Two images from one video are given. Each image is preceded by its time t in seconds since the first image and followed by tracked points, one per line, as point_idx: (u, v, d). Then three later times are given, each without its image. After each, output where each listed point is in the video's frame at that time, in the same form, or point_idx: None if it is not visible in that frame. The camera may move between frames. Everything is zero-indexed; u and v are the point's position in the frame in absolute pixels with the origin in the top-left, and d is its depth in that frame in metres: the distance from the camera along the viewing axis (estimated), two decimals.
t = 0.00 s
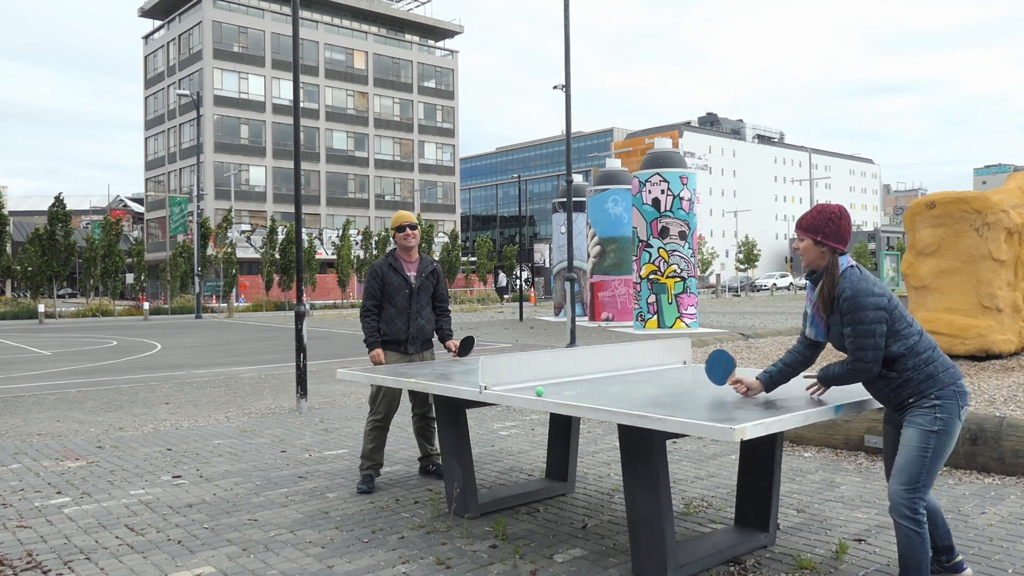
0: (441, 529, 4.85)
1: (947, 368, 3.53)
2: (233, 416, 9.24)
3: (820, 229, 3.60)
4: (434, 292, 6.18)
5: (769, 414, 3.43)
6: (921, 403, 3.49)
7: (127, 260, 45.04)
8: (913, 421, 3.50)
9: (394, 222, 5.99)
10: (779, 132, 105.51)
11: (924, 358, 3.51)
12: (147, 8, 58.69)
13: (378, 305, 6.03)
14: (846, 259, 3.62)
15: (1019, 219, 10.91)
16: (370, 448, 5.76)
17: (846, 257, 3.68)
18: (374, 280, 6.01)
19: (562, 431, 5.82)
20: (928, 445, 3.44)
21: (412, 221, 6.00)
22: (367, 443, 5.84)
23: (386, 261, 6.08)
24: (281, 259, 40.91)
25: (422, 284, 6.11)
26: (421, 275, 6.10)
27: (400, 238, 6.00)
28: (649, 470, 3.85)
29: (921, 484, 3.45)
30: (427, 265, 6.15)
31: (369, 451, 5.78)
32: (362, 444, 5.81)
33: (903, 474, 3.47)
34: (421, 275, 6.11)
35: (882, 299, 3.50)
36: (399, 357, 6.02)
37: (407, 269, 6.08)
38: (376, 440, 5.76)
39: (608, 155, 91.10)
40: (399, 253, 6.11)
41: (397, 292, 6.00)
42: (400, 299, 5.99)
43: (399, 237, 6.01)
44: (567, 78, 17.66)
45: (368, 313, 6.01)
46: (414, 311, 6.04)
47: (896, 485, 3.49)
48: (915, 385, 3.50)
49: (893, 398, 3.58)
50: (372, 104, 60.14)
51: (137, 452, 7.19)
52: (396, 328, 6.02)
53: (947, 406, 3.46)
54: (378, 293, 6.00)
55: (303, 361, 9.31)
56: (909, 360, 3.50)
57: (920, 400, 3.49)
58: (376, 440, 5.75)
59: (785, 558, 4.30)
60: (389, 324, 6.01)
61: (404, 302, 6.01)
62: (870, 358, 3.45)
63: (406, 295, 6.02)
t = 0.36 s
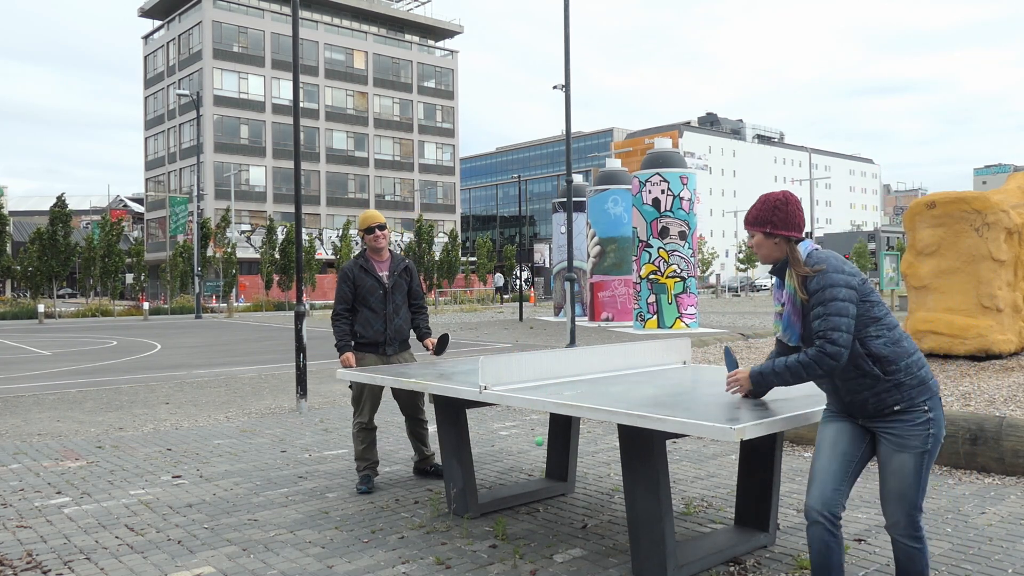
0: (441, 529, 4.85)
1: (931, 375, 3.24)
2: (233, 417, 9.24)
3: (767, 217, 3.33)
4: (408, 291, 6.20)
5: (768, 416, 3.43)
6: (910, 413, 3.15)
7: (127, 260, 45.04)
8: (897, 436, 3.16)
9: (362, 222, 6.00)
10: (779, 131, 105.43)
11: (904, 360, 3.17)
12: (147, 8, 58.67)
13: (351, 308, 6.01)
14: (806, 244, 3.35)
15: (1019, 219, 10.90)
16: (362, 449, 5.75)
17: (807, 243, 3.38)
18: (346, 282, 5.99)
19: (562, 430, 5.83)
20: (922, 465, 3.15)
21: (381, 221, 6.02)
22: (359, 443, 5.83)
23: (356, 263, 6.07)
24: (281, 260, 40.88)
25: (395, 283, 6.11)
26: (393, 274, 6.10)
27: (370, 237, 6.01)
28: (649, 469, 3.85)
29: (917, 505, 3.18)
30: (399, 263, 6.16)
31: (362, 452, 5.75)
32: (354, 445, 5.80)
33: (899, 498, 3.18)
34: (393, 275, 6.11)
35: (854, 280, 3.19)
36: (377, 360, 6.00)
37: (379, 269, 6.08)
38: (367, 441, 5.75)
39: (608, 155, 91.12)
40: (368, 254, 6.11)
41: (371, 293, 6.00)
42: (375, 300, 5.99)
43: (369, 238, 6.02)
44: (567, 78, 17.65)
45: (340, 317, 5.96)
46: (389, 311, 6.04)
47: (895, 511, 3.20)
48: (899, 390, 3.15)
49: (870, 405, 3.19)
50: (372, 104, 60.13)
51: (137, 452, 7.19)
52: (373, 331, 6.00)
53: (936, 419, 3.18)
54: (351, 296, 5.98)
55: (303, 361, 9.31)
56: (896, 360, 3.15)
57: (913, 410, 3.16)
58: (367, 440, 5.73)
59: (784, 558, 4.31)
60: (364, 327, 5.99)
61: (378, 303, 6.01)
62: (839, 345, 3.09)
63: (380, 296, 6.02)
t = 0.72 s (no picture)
0: (441, 529, 4.85)
1: (847, 384, 3.03)
2: (233, 416, 9.25)
3: (675, 223, 3.15)
4: (402, 290, 6.21)
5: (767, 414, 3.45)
6: (810, 419, 2.98)
7: (126, 260, 45.02)
8: (795, 440, 3.00)
9: (353, 222, 5.99)
10: (779, 131, 105.36)
11: (817, 366, 3.00)
12: (147, 9, 58.69)
13: (345, 309, 5.99)
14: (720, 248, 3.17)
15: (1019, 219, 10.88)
16: (361, 449, 5.74)
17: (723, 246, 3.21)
18: (339, 283, 5.97)
19: (561, 431, 5.81)
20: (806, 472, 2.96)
21: (373, 221, 6.02)
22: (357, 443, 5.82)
23: (349, 263, 6.04)
24: (280, 260, 40.85)
25: (389, 283, 6.12)
26: (386, 273, 6.11)
27: (362, 238, 6.02)
28: (650, 470, 3.85)
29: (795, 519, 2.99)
30: (391, 263, 6.17)
31: (360, 453, 5.75)
32: (354, 446, 5.80)
33: (768, 507, 3.01)
34: (385, 274, 6.12)
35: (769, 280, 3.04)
36: (376, 360, 6.00)
37: (372, 269, 6.08)
38: (365, 441, 5.75)
39: (608, 155, 91.10)
40: (359, 254, 6.10)
41: (366, 294, 6.00)
42: (371, 301, 6.00)
43: (360, 238, 6.03)
44: (567, 77, 17.65)
45: (336, 317, 5.94)
46: (384, 312, 6.05)
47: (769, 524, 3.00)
48: (804, 395, 2.99)
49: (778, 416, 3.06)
50: (372, 104, 60.12)
51: (137, 452, 7.19)
52: (370, 331, 6.00)
53: (840, 428, 2.97)
54: (345, 297, 5.97)
55: (303, 361, 9.31)
56: (806, 368, 2.97)
57: (813, 415, 2.98)
58: (367, 441, 5.73)
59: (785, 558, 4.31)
60: (361, 328, 5.99)
61: (374, 304, 6.01)
62: (776, 350, 2.89)
63: (375, 297, 6.02)
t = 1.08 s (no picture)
0: (441, 529, 4.85)
1: (709, 415, 2.75)
2: (233, 417, 9.25)
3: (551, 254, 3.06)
4: (411, 290, 6.21)
5: (770, 413, 3.45)
6: (670, 449, 2.80)
7: (126, 260, 44.99)
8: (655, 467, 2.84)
9: (363, 223, 5.95)
10: (779, 131, 105.31)
11: (682, 398, 2.78)
12: (147, 9, 58.68)
13: (358, 308, 5.99)
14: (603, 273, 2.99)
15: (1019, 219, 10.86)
16: (362, 449, 5.73)
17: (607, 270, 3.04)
18: (352, 282, 5.96)
19: (561, 432, 5.81)
20: (656, 504, 2.79)
21: (383, 222, 5.99)
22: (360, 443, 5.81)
23: (361, 263, 6.04)
24: (280, 260, 40.84)
25: (400, 282, 6.12)
26: (397, 273, 6.10)
27: (372, 238, 5.99)
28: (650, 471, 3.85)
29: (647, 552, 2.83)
30: (401, 263, 6.17)
31: (361, 453, 5.74)
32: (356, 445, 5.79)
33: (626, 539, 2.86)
34: (396, 274, 6.11)
35: (640, 313, 2.80)
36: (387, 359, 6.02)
37: (383, 269, 6.07)
38: (368, 441, 5.74)
39: (608, 155, 91.10)
40: (369, 254, 6.07)
41: (378, 293, 5.99)
42: (384, 299, 5.99)
43: (371, 239, 6.00)
44: (567, 77, 17.67)
45: (350, 316, 5.93)
46: (395, 312, 6.05)
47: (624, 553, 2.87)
48: (668, 422, 2.82)
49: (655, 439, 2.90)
50: (372, 104, 60.13)
51: (138, 452, 7.19)
52: (382, 330, 6.01)
53: (694, 460, 2.74)
54: (358, 296, 5.96)
55: (303, 361, 9.31)
56: (668, 398, 2.80)
57: (671, 445, 2.80)
58: (369, 440, 5.73)
59: (784, 559, 4.31)
60: (372, 327, 6.00)
61: (386, 303, 6.01)
62: (627, 392, 2.73)
63: (387, 296, 6.02)
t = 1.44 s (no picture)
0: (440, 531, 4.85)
1: (613, 415, 2.71)
2: (233, 416, 9.25)
3: (386, 299, 2.71)
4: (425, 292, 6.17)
5: (766, 414, 3.45)
6: (575, 458, 2.70)
7: (126, 260, 44.97)
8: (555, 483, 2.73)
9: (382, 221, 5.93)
10: (779, 131, 105.26)
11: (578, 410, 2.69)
12: (147, 8, 58.64)
13: (367, 305, 6.00)
14: (451, 308, 2.72)
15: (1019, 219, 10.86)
16: (363, 448, 5.74)
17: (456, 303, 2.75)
18: (363, 278, 5.97)
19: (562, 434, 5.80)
20: (569, 514, 2.70)
21: (401, 222, 5.93)
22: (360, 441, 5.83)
23: (374, 260, 6.04)
24: (280, 260, 40.83)
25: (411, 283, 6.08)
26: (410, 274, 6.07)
27: (389, 237, 5.96)
28: (649, 470, 3.85)
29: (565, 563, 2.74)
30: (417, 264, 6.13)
31: (362, 452, 5.76)
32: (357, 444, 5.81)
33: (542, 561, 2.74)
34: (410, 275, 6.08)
35: (496, 346, 2.63)
36: (390, 358, 6.03)
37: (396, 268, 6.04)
38: (368, 439, 5.76)
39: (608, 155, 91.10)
40: (385, 252, 6.07)
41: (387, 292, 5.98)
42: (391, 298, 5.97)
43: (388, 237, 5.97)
44: (567, 77, 17.67)
45: (357, 312, 5.96)
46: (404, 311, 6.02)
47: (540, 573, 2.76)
48: (563, 436, 2.71)
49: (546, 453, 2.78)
50: (372, 104, 60.13)
51: (138, 452, 7.19)
52: (387, 329, 6.03)
53: (604, 465, 2.68)
54: (367, 293, 5.96)
55: (303, 361, 9.30)
56: (564, 412, 2.69)
57: (575, 454, 2.70)
58: (371, 439, 5.74)
59: (784, 558, 4.31)
60: (379, 325, 6.01)
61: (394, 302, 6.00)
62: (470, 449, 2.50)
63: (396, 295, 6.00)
